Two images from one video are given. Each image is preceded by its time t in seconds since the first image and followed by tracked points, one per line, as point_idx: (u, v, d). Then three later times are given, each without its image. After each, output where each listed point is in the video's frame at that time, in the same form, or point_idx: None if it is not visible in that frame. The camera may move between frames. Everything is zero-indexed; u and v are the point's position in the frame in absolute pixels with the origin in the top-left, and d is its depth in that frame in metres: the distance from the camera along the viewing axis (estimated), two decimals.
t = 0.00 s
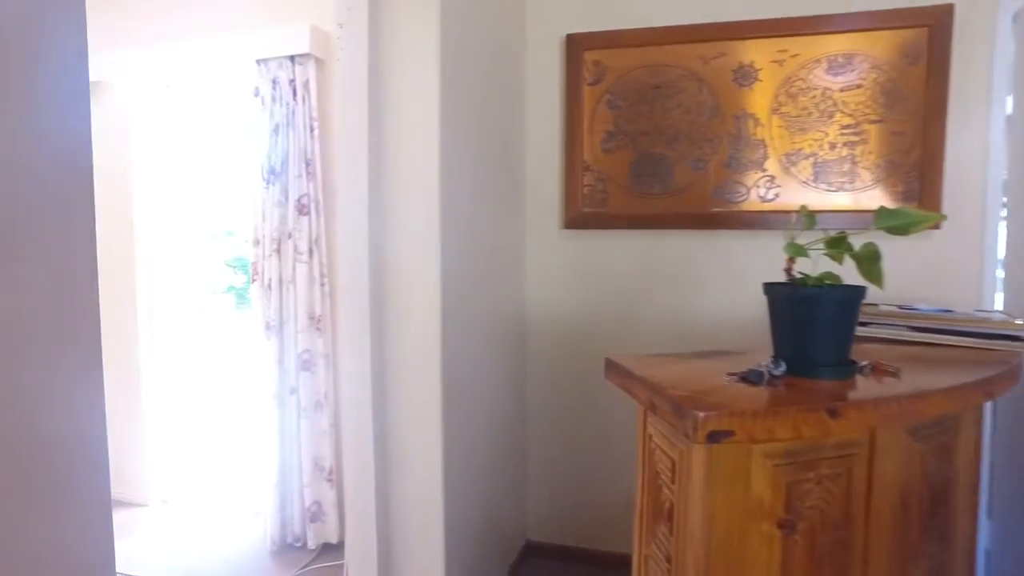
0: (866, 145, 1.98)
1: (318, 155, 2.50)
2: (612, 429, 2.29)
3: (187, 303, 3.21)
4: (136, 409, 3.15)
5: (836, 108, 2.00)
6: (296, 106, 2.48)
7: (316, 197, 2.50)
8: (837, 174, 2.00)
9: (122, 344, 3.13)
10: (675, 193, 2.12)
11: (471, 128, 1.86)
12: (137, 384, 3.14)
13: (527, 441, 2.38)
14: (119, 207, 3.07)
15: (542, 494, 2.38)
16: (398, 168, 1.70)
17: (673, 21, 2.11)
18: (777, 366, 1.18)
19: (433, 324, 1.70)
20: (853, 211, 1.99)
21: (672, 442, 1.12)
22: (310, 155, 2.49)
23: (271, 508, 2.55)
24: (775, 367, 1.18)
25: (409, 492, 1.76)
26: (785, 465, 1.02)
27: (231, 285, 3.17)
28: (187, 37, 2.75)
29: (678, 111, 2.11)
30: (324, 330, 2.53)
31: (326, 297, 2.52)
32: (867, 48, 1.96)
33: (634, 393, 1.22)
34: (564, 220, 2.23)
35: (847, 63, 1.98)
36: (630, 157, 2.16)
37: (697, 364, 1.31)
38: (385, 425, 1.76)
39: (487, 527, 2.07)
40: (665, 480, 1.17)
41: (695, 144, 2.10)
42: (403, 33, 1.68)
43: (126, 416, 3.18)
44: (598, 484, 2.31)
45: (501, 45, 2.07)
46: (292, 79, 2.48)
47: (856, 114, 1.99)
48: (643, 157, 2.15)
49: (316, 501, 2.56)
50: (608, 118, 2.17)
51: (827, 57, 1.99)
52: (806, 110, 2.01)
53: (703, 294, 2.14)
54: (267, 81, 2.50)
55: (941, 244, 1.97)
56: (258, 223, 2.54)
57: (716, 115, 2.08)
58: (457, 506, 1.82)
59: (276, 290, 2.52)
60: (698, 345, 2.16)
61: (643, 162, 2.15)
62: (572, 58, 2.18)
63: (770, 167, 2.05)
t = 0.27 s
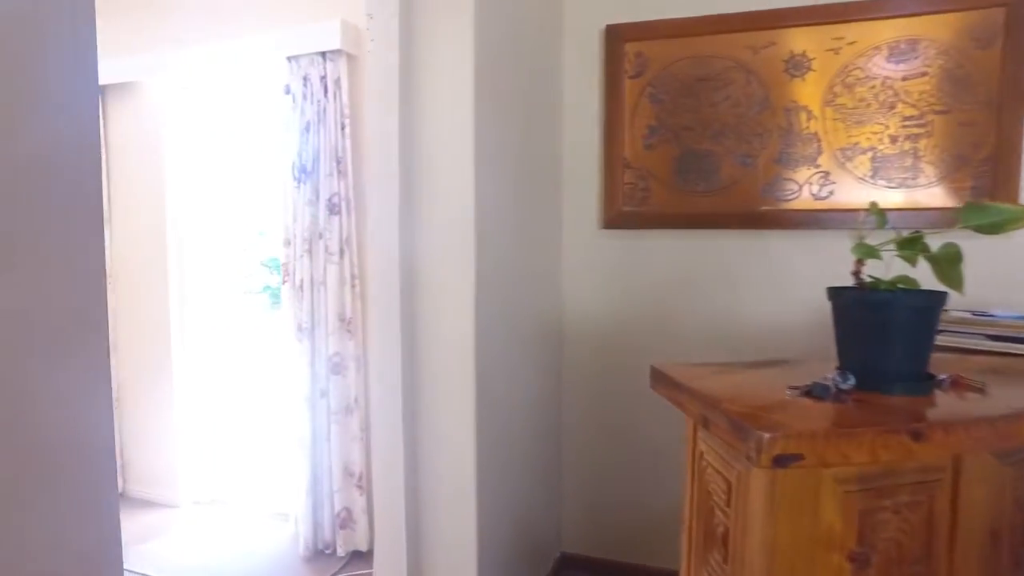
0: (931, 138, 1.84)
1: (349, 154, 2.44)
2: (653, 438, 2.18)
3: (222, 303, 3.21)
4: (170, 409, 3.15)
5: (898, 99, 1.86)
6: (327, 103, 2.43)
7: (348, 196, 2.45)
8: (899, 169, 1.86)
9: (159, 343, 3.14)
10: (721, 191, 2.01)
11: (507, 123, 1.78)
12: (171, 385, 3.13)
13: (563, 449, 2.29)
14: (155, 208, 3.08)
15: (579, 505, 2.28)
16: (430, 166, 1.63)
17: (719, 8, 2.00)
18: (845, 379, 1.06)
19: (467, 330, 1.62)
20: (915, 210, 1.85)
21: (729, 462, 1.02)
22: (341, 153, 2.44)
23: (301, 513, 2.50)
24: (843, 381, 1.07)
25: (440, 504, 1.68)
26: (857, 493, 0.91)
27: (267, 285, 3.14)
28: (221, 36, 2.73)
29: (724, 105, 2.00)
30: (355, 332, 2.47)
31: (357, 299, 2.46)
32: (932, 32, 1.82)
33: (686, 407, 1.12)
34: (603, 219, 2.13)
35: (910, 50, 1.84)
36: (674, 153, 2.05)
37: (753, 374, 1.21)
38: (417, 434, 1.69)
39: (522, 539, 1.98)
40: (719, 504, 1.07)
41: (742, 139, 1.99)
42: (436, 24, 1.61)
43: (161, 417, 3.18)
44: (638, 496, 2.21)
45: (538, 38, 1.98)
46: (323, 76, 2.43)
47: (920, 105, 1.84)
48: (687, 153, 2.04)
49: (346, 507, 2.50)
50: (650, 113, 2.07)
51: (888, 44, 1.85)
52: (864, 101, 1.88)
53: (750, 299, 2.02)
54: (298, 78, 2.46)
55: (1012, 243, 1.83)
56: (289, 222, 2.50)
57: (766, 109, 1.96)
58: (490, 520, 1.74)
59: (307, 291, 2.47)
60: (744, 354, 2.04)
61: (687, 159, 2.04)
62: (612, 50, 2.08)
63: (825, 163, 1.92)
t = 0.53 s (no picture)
0: (1010, 128, 1.66)
1: (378, 151, 2.36)
2: (696, 454, 2.03)
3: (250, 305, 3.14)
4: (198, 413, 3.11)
5: (972, 85, 1.69)
6: (355, 99, 2.34)
7: (376, 195, 2.36)
8: (972, 163, 1.69)
9: (189, 346, 3.11)
10: (771, 189, 1.86)
11: (542, 117, 1.67)
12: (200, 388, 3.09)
13: (600, 463, 2.16)
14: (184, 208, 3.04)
15: (616, 523, 2.16)
16: (461, 163, 1.53)
17: None
18: (935, 403, 0.93)
19: (501, 339, 1.52)
20: (992, 208, 1.68)
21: (801, 497, 0.90)
22: (370, 151, 2.35)
23: (327, 524, 2.42)
24: (934, 406, 0.93)
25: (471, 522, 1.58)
26: (954, 542, 0.77)
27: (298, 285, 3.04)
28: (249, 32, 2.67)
29: (775, 96, 1.85)
30: (383, 337, 2.38)
31: (386, 302, 2.37)
32: (1012, 11, 1.64)
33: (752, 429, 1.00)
34: (644, 219, 2.01)
35: (987, 31, 1.67)
36: (720, 148, 1.92)
37: (824, 394, 1.08)
38: (447, 449, 1.59)
39: (556, 559, 1.87)
40: (789, 542, 0.94)
41: (796, 132, 1.84)
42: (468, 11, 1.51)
43: (189, 420, 3.14)
44: (680, 515, 2.07)
45: (576, 27, 1.87)
46: (351, 71, 2.34)
47: (998, 92, 1.67)
48: (734, 148, 1.90)
49: (373, 519, 2.41)
50: (695, 106, 1.94)
51: (962, 25, 1.68)
52: (934, 88, 1.72)
53: (808, 307, 1.88)
54: (326, 73, 2.38)
55: None
56: (317, 223, 2.42)
57: (821, 100, 1.81)
58: (523, 540, 1.63)
59: (334, 294, 2.39)
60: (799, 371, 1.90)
61: (735, 154, 1.90)
62: (654, 39, 1.95)
63: (888, 157, 1.76)
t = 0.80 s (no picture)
0: None
1: (408, 150, 2.26)
2: (745, 475, 1.89)
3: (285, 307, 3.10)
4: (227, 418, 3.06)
5: None
6: (385, 95, 2.26)
7: (407, 195, 2.26)
8: None
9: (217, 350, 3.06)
10: (828, 188, 1.71)
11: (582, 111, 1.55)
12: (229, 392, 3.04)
13: (642, 479, 2.03)
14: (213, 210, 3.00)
15: (658, 544, 2.02)
16: (496, 161, 1.44)
17: None
18: None
19: (537, 350, 1.40)
20: None
21: (892, 547, 0.76)
22: (400, 150, 2.26)
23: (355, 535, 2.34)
24: None
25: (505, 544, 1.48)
26: None
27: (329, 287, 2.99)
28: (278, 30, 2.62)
29: (833, 87, 1.70)
30: (413, 343, 2.28)
31: (416, 307, 2.27)
32: None
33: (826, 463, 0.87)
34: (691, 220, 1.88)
35: None
36: (773, 144, 1.77)
37: (910, 420, 0.93)
38: (480, 466, 1.50)
39: None
40: None
41: (857, 125, 1.68)
42: None
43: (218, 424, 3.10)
44: (728, 538, 1.92)
45: (617, 17, 1.76)
46: (380, 67, 2.26)
47: None
48: (789, 143, 1.75)
49: (402, 532, 2.32)
50: (746, 99, 1.79)
51: None
52: (1019, 73, 1.53)
53: (869, 318, 1.72)
54: (355, 69, 2.30)
55: None
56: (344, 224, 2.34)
57: (886, 90, 1.65)
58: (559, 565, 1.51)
59: (363, 297, 2.31)
60: (857, 388, 1.74)
61: (789, 150, 1.75)
62: (701, 28, 1.82)
63: (962, 151, 1.59)
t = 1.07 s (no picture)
0: None
1: (448, 148, 2.17)
2: (808, 498, 1.73)
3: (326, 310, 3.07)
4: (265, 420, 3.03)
5: None
6: (424, 92, 2.18)
7: (447, 195, 2.18)
8: None
9: (255, 352, 3.03)
10: (905, 185, 1.55)
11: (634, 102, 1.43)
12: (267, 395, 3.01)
13: (695, 496, 1.90)
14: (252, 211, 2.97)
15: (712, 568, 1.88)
16: (542, 157, 1.34)
17: None
18: None
19: (585, 360, 1.30)
20: None
21: None
22: (440, 148, 2.17)
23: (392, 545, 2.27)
24: None
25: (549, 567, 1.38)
26: None
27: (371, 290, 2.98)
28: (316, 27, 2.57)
29: (910, 74, 1.54)
30: (452, 349, 2.19)
31: (456, 312, 2.18)
32: None
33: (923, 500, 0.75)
34: (751, 219, 1.74)
35: None
36: (843, 137, 1.61)
37: None
38: (523, 483, 1.40)
39: None
40: None
41: (940, 115, 1.51)
42: None
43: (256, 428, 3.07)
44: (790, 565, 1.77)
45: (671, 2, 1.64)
46: (420, 62, 2.18)
47: None
48: (860, 136, 1.59)
49: (440, 544, 2.23)
50: (812, 88, 1.64)
51: None
52: None
53: (952, 331, 1.55)
54: (394, 65, 2.23)
55: None
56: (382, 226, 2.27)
57: (976, 74, 1.48)
58: None
59: (401, 301, 2.23)
60: (938, 409, 1.57)
61: (860, 144, 1.59)
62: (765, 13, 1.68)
63: None
